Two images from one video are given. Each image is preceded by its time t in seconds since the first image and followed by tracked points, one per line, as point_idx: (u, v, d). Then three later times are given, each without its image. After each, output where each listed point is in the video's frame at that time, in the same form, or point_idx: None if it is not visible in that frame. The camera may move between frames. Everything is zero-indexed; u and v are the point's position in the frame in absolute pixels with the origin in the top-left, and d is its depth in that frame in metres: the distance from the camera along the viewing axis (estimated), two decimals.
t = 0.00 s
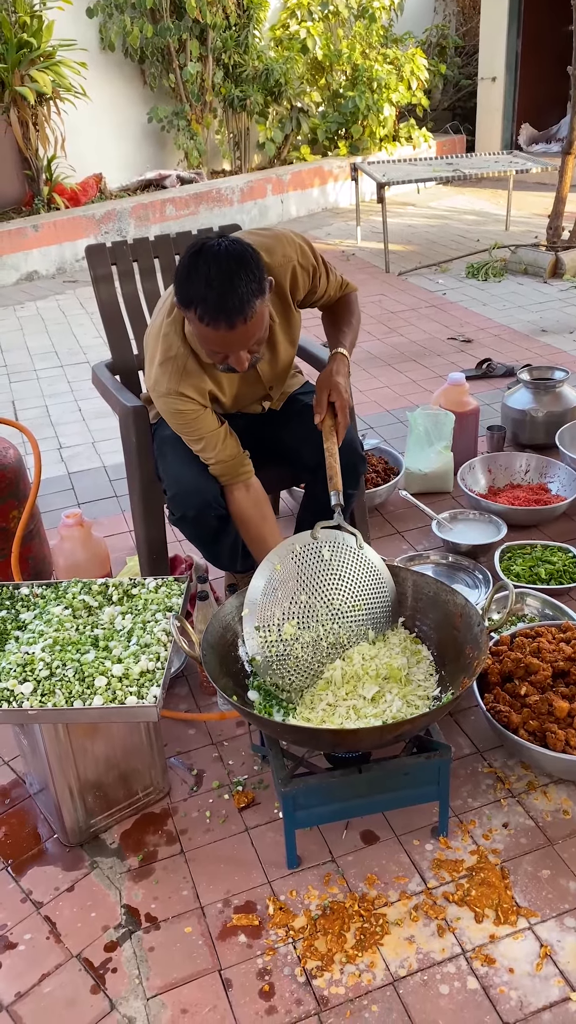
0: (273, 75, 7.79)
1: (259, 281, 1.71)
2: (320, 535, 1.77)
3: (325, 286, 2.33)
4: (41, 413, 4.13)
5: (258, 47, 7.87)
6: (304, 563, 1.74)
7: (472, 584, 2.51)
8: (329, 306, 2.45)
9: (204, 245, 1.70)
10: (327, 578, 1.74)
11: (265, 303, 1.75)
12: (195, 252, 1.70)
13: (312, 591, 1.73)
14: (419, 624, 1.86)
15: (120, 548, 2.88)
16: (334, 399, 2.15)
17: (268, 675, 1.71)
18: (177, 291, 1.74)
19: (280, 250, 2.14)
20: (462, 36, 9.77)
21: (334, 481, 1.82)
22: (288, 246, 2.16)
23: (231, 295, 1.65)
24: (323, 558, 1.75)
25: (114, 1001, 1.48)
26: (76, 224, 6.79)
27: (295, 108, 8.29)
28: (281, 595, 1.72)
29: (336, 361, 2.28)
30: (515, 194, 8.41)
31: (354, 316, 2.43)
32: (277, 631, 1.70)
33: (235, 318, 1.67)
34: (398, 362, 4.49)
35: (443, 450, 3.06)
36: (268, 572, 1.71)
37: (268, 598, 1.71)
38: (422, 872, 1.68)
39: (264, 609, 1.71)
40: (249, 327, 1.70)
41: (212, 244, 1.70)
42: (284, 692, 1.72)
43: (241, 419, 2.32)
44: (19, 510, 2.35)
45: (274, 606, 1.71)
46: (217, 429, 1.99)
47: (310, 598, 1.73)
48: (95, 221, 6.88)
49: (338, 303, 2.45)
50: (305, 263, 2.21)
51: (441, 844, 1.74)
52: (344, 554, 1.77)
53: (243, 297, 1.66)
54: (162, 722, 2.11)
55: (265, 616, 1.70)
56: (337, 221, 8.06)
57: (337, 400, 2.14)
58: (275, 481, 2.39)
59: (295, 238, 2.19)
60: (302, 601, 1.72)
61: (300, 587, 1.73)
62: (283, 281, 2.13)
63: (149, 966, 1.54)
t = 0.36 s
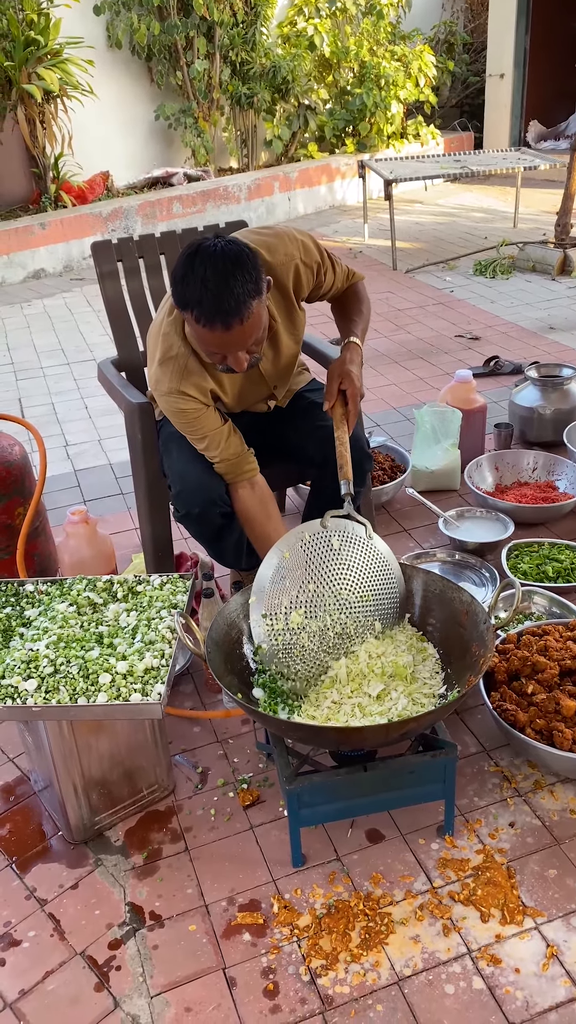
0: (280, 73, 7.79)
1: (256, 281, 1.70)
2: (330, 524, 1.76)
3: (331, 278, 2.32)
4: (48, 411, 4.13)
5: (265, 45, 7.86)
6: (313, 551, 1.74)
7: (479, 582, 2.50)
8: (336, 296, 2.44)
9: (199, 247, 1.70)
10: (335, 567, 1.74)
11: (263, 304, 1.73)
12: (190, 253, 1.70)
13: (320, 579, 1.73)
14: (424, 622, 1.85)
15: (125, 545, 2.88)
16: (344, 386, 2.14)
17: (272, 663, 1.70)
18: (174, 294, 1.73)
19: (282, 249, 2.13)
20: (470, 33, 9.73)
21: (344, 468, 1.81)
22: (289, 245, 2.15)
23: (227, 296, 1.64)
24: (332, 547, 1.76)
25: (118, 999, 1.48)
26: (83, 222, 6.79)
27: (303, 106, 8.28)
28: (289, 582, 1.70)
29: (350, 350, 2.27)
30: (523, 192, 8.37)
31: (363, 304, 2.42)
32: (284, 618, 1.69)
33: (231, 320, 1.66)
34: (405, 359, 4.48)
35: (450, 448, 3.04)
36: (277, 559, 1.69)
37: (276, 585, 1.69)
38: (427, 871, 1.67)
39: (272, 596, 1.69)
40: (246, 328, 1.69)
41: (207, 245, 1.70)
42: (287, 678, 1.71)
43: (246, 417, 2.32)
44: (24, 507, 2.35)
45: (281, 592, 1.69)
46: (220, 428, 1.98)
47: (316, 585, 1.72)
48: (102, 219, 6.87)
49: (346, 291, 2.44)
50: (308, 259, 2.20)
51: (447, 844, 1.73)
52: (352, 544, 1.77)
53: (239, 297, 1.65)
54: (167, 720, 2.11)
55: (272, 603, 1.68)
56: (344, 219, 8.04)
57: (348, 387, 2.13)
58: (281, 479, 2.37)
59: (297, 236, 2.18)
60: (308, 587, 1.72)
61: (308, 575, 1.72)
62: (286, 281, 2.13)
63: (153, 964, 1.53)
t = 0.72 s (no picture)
0: (287, 73, 7.77)
1: (253, 252, 1.70)
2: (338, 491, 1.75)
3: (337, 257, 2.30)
4: (54, 411, 4.13)
5: (272, 44, 7.83)
6: (321, 516, 1.73)
7: (485, 583, 2.48)
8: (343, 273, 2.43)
9: (195, 218, 1.69)
10: (343, 533, 1.72)
11: (260, 276, 1.73)
12: (186, 225, 1.69)
13: (328, 545, 1.71)
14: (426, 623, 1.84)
15: (130, 545, 2.87)
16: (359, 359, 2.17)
17: (282, 630, 1.69)
18: (171, 265, 1.72)
19: (284, 234, 2.12)
20: (477, 32, 9.69)
21: (359, 441, 1.81)
22: (290, 230, 2.14)
23: (226, 265, 1.63)
24: (341, 512, 1.74)
25: (119, 1003, 1.47)
26: (89, 222, 6.79)
27: (310, 105, 8.25)
28: (295, 547, 1.71)
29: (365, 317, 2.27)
30: (531, 192, 8.34)
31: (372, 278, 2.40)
32: (294, 584, 1.69)
33: (230, 290, 1.65)
34: (412, 359, 4.46)
35: (456, 448, 3.03)
36: (282, 527, 1.72)
37: (283, 549, 1.70)
38: (432, 876, 1.65)
39: (280, 565, 1.70)
40: (244, 298, 1.68)
41: (203, 216, 1.69)
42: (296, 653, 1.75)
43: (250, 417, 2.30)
44: (28, 507, 2.34)
45: (289, 558, 1.70)
46: (214, 406, 1.97)
47: (324, 549, 1.71)
48: (109, 219, 6.87)
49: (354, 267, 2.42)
50: (311, 243, 2.18)
51: (452, 847, 1.71)
52: (362, 511, 1.74)
53: (238, 267, 1.65)
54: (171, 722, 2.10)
55: (280, 568, 1.69)
56: (351, 219, 8.02)
57: (364, 361, 2.16)
58: (285, 479, 2.36)
59: (299, 221, 2.16)
60: (315, 552, 1.71)
61: (316, 539, 1.71)
62: (288, 266, 2.11)
63: (155, 968, 1.52)
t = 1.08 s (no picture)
0: (291, 70, 7.73)
1: (253, 195, 1.68)
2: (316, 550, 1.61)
3: (335, 283, 2.24)
4: (54, 408, 4.11)
5: (276, 41, 7.81)
6: (299, 574, 1.58)
7: (487, 582, 2.45)
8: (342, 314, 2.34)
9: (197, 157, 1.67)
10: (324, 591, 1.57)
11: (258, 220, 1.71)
12: (187, 163, 1.66)
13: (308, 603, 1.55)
14: (425, 621, 1.81)
15: (128, 544, 2.85)
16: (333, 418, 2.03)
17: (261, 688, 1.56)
18: (170, 205, 1.70)
19: (292, 218, 2.07)
20: (482, 30, 9.65)
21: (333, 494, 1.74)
22: (300, 218, 2.08)
23: (225, 204, 1.62)
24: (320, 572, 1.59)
25: (111, 1006, 1.45)
26: (92, 219, 6.78)
27: (313, 103, 8.23)
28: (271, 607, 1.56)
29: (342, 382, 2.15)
30: (536, 189, 8.29)
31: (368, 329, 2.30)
32: (269, 646, 1.54)
33: (227, 229, 1.64)
34: (414, 357, 4.43)
35: (458, 446, 3.00)
36: (258, 587, 1.59)
37: (257, 610, 1.57)
38: (430, 878, 1.63)
39: (255, 625, 1.56)
40: (241, 241, 1.67)
41: (205, 155, 1.66)
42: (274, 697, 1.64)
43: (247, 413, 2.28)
44: (24, 504, 2.32)
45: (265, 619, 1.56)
46: (177, 342, 2.04)
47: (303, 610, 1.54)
48: (111, 216, 6.86)
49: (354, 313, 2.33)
50: (318, 241, 2.12)
51: (450, 848, 1.69)
52: (342, 570, 1.59)
53: (236, 208, 1.63)
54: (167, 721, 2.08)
55: (255, 630, 1.55)
56: (355, 217, 7.99)
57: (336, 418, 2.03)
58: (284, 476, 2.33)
59: (312, 214, 2.11)
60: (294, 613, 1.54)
61: (293, 597, 1.56)
62: (287, 252, 2.07)
63: (147, 970, 1.50)
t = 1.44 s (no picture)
0: (295, 64, 7.64)
1: (230, 187, 1.64)
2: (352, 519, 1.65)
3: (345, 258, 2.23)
4: (54, 401, 4.09)
5: (279, 35, 7.71)
6: (333, 544, 1.63)
7: (490, 576, 2.42)
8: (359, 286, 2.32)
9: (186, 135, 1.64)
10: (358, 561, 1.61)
11: (234, 213, 1.68)
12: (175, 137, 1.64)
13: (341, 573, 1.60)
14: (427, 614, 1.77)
15: (126, 538, 2.82)
16: (365, 382, 2.03)
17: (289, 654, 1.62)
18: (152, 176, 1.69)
19: (295, 193, 2.10)
20: (488, 23, 9.57)
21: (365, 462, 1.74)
22: (302, 192, 2.10)
23: (193, 191, 1.60)
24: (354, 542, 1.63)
25: (104, 1006, 1.42)
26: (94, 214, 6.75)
27: (317, 97, 8.17)
28: (305, 575, 1.62)
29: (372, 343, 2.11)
30: (541, 183, 8.23)
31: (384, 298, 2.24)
32: (302, 613, 1.60)
33: (189, 216, 1.62)
34: (418, 351, 4.39)
35: (461, 439, 2.97)
36: (292, 555, 1.64)
37: (292, 578, 1.63)
38: (430, 876, 1.60)
39: (289, 591, 1.62)
40: (207, 229, 1.65)
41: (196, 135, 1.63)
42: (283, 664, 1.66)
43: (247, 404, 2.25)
44: (21, 496, 2.29)
45: (298, 587, 1.62)
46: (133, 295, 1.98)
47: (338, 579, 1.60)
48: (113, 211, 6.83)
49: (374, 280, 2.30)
50: (322, 217, 2.13)
51: (451, 846, 1.65)
52: (376, 540, 1.63)
53: (204, 198, 1.61)
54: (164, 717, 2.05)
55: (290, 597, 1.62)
56: (359, 211, 7.94)
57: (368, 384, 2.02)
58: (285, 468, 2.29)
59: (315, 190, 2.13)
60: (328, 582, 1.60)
61: (326, 567, 1.61)
62: (286, 224, 2.08)
63: (142, 970, 1.47)
